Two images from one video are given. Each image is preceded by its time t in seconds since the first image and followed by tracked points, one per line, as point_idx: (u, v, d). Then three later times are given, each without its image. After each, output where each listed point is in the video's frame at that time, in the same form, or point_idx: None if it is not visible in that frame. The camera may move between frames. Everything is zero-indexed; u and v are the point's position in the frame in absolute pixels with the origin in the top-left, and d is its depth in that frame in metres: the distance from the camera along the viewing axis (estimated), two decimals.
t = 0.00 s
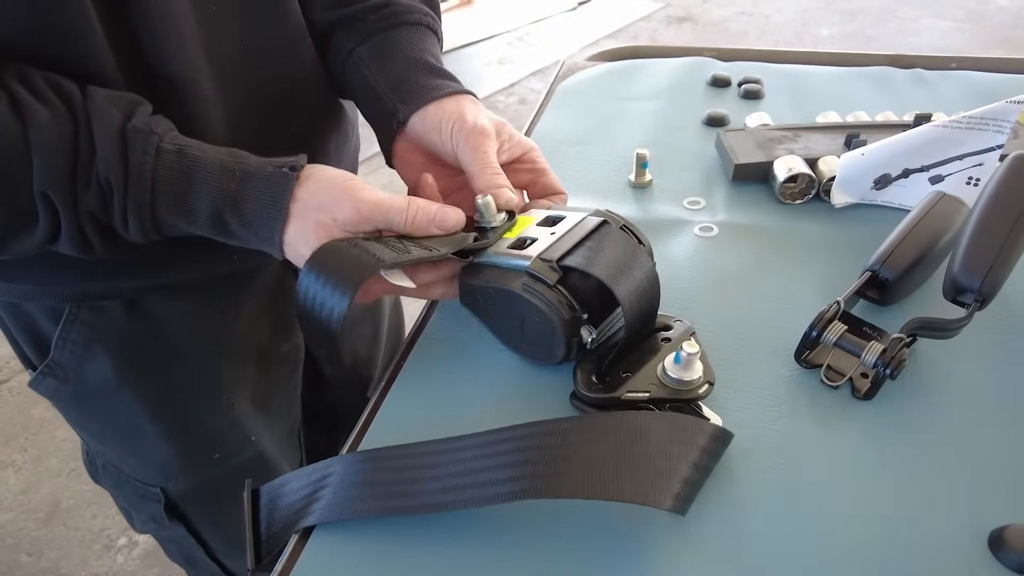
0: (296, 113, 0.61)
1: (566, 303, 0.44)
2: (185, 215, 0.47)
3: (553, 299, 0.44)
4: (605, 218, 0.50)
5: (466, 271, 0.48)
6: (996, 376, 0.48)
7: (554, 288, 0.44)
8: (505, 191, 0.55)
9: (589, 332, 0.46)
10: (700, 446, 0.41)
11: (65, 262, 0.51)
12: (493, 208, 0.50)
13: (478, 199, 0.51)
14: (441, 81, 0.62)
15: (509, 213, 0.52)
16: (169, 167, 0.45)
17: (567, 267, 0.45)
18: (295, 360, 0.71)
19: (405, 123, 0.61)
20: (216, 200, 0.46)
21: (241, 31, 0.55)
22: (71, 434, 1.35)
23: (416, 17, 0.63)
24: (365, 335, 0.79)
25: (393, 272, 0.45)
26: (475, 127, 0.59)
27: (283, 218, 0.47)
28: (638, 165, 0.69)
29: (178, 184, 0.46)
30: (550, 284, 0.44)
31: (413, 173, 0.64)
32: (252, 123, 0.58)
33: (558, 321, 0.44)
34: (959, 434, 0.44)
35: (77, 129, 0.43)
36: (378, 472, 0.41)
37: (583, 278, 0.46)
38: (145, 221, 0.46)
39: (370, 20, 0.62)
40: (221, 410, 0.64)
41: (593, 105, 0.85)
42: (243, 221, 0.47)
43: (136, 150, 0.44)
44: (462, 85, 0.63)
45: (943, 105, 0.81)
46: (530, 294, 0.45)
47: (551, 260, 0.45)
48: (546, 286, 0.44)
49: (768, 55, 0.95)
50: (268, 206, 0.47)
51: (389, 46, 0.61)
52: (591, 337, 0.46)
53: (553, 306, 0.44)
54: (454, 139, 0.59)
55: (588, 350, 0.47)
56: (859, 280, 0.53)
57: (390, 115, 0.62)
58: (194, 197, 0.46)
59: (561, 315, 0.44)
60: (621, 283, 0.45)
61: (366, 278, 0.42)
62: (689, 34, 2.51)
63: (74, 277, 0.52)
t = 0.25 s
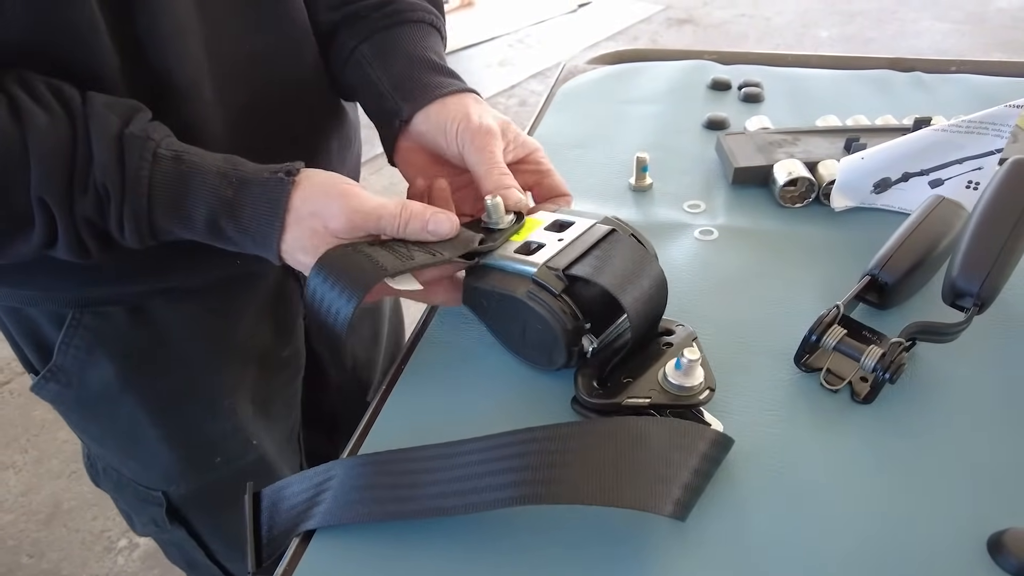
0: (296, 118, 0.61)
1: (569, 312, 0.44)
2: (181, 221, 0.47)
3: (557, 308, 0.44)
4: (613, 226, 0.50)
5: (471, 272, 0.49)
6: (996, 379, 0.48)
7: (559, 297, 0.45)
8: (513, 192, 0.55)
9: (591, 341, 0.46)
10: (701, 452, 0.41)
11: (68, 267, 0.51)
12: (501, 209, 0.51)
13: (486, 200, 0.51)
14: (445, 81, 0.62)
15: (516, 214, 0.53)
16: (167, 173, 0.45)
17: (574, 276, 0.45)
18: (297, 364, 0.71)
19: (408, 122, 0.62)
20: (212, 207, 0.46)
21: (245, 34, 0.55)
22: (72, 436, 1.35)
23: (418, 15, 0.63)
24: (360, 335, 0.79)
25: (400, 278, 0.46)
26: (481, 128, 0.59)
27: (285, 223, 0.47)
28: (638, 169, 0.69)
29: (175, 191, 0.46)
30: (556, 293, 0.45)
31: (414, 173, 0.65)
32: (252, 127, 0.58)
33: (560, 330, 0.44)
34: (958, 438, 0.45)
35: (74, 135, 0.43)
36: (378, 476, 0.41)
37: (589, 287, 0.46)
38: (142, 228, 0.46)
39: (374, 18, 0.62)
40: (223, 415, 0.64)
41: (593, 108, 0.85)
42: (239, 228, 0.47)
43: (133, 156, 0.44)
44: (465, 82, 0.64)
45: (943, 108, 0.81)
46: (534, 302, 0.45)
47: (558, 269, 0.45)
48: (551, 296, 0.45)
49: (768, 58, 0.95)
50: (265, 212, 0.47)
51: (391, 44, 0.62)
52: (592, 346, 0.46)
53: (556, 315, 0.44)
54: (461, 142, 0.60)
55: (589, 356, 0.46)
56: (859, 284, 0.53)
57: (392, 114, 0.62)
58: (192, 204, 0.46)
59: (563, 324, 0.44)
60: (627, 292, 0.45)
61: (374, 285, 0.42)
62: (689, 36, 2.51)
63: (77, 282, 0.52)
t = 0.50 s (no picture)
0: (300, 123, 0.61)
1: (571, 313, 0.45)
2: (178, 225, 0.47)
3: (558, 309, 0.44)
4: (612, 227, 0.50)
5: (469, 275, 0.49)
6: (996, 381, 0.48)
7: (559, 298, 0.45)
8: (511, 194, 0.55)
9: (594, 341, 0.46)
10: (701, 453, 0.41)
11: (72, 270, 0.51)
12: (499, 212, 0.52)
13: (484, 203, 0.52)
14: (447, 88, 0.62)
15: (513, 217, 0.53)
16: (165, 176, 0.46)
17: (574, 277, 0.45)
18: (300, 367, 0.71)
19: (403, 124, 0.62)
20: (211, 211, 0.47)
21: (251, 38, 0.55)
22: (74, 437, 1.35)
23: (424, 21, 0.64)
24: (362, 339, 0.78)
25: (398, 279, 0.46)
26: (475, 134, 0.59)
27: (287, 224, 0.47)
28: (638, 170, 0.69)
29: (171, 195, 0.46)
30: (556, 294, 0.45)
31: (408, 176, 0.65)
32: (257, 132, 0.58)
33: (562, 332, 0.44)
34: (957, 439, 0.45)
35: (74, 135, 0.44)
36: (379, 476, 0.41)
37: (588, 287, 0.46)
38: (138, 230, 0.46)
39: (380, 19, 0.62)
40: (225, 417, 0.64)
41: (594, 110, 0.85)
42: (239, 230, 0.47)
43: (131, 158, 0.45)
44: (463, 92, 0.64)
45: (942, 110, 0.82)
46: (536, 304, 0.45)
47: (558, 270, 0.46)
48: (552, 297, 0.45)
49: (769, 60, 0.95)
50: (263, 216, 0.47)
51: (394, 48, 0.62)
52: (593, 346, 0.46)
53: (558, 316, 0.44)
54: (455, 149, 0.60)
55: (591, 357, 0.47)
56: (858, 285, 0.53)
57: (388, 113, 0.62)
58: (189, 208, 0.46)
59: (565, 325, 0.44)
60: (628, 292, 0.45)
61: (372, 286, 0.43)
62: (690, 38, 2.52)
63: (81, 285, 0.52)
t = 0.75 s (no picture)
0: (302, 125, 0.61)
1: (568, 315, 0.45)
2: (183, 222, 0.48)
3: (556, 311, 0.45)
4: (610, 230, 0.50)
5: (471, 278, 0.49)
6: (992, 385, 0.48)
7: (558, 300, 0.45)
8: (512, 200, 0.55)
9: (590, 342, 0.47)
10: (697, 456, 0.41)
11: (79, 274, 0.52)
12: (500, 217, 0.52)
13: (484, 208, 0.52)
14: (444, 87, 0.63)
15: (513, 223, 0.54)
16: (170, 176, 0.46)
17: (571, 279, 0.46)
18: (304, 372, 0.71)
19: (401, 122, 0.62)
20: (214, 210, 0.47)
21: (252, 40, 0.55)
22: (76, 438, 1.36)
23: (420, 21, 0.64)
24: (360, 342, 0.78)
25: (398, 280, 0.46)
26: (475, 134, 0.59)
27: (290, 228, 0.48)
28: (638, 175, 0.70)
29: (175, 193, 0.46)
30: (554, 296, 0.45)
31: (404, 176, 0.65)
32: (258, 133, 0.58)
33: (560, 333, 0.45)
34: (953, 444, 0.45)
35: (78, 135, 0.44)
36: (380, 479, 0.42)
37: (586, 290, 0.46)
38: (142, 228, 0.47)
39: (376, 20, 0.63)
40: (229, 421, 0.64)
41: (594, 115, 0.86)
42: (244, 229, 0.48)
43: (136, 156, 0.45)
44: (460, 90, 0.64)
45: (941, 115, 0.82)
46: (534, 306, 0.45)
47: (556, 272, 0.46)
48: (550, 299, 0.45)
49: (769, 65, 0.96)
50: (266, 215, 0.47)
51: (389, 48, 0.62)
52: (591, 347, 0.48)
53: (556, 318, 0.45)
54: (456, 146, 0.60)
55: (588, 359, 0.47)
56: (856, 290, 0.53)
57: (384, 113, 0.62)
58: (194, 204, 0.47)
59: (562, 327, 0.45)
60: (624, 294, 0.45)
61: (371, 284, 0.43)
62: (691, 41, 2.52)
63: (87, 289, 0.52)
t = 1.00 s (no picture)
0: (297, 127, 0.61)
1: (567, 314, 0.45)
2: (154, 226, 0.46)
3: (557, 309, 0.45)
4: (618, 234, 0.50)
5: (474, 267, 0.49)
6: (988, 383, 0.49)
7: (559, 297, 0.45)
8: (522, 193, 0.54)
9: (587, 342, 0.47)
10: (694, 453, 0.42)
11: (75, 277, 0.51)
12: (509, 209, 0.51)
13: (494, 200, 0.52)
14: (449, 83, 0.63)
15: (522, 214, 0.53)
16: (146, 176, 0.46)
17: (574, 277, 0.46)
18: (302, 370, 0.71)
19: (406, 118, 0.61)
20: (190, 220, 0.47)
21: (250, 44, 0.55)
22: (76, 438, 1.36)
23: (422, 19, 0.64)
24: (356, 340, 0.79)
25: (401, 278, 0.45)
26: (481, 128, 0.59)
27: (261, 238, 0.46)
28: (637, 175, 0.70)
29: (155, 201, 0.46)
30: (556, 295, 0.45)
31: (412, 172, 0.65)
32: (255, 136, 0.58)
33: (558, 331, 0.45)
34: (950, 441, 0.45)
35: (50, 140, 0.43)
36: (378, 475, 0.42)
37: (587, 289, 0.46)
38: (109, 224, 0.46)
39: (379, 17, 0.63)
40: (227, 419, 0.65)
41: (594, 115, 0.86)
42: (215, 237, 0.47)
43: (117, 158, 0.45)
44: (464, 84, 0.64)
45: (939, 115, 0.82)
46: (535, 303, 0.45)
47: (560, 269, 0.46)
48: (551, 297, 0.45)
49: (767, 66, 0.96)
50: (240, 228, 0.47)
51: (392, 45, 0.63)
52: (587, 349, 0.47)
53: (555, 317, 0.45)
54: (462, 141, 0.59)
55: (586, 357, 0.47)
56: (852, 288, 0.54)
57: (390, 109, 0.62)
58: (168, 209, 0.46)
59: (561, 326, 0.45)
60: (626, 295, 0.46)
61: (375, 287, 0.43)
62: (691, 42, 2.53)
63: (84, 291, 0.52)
